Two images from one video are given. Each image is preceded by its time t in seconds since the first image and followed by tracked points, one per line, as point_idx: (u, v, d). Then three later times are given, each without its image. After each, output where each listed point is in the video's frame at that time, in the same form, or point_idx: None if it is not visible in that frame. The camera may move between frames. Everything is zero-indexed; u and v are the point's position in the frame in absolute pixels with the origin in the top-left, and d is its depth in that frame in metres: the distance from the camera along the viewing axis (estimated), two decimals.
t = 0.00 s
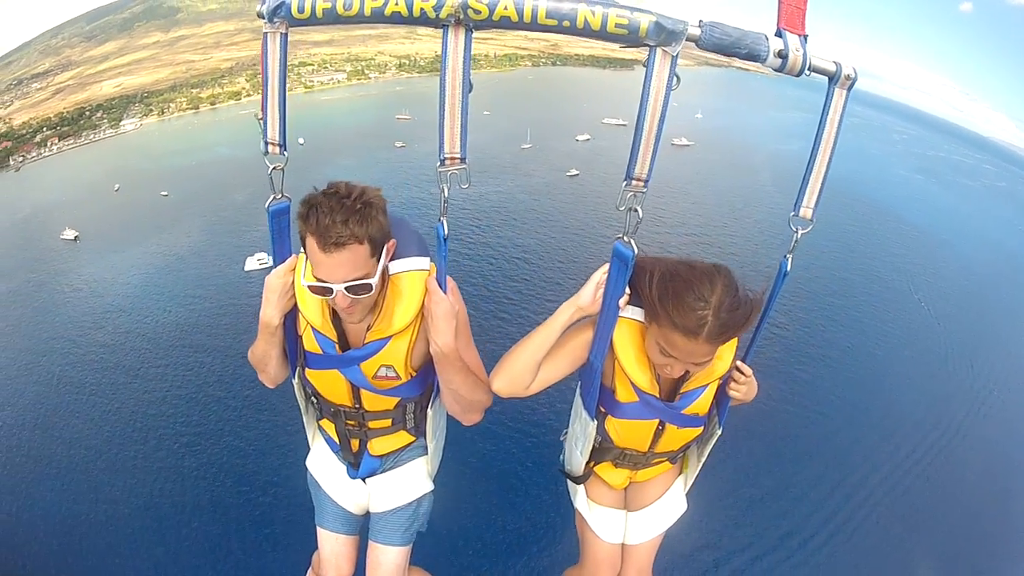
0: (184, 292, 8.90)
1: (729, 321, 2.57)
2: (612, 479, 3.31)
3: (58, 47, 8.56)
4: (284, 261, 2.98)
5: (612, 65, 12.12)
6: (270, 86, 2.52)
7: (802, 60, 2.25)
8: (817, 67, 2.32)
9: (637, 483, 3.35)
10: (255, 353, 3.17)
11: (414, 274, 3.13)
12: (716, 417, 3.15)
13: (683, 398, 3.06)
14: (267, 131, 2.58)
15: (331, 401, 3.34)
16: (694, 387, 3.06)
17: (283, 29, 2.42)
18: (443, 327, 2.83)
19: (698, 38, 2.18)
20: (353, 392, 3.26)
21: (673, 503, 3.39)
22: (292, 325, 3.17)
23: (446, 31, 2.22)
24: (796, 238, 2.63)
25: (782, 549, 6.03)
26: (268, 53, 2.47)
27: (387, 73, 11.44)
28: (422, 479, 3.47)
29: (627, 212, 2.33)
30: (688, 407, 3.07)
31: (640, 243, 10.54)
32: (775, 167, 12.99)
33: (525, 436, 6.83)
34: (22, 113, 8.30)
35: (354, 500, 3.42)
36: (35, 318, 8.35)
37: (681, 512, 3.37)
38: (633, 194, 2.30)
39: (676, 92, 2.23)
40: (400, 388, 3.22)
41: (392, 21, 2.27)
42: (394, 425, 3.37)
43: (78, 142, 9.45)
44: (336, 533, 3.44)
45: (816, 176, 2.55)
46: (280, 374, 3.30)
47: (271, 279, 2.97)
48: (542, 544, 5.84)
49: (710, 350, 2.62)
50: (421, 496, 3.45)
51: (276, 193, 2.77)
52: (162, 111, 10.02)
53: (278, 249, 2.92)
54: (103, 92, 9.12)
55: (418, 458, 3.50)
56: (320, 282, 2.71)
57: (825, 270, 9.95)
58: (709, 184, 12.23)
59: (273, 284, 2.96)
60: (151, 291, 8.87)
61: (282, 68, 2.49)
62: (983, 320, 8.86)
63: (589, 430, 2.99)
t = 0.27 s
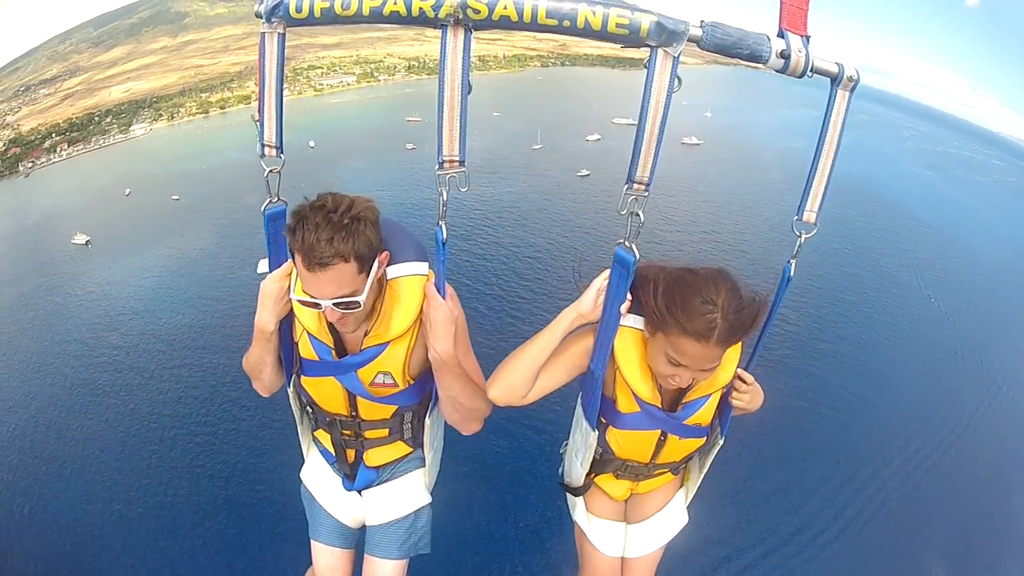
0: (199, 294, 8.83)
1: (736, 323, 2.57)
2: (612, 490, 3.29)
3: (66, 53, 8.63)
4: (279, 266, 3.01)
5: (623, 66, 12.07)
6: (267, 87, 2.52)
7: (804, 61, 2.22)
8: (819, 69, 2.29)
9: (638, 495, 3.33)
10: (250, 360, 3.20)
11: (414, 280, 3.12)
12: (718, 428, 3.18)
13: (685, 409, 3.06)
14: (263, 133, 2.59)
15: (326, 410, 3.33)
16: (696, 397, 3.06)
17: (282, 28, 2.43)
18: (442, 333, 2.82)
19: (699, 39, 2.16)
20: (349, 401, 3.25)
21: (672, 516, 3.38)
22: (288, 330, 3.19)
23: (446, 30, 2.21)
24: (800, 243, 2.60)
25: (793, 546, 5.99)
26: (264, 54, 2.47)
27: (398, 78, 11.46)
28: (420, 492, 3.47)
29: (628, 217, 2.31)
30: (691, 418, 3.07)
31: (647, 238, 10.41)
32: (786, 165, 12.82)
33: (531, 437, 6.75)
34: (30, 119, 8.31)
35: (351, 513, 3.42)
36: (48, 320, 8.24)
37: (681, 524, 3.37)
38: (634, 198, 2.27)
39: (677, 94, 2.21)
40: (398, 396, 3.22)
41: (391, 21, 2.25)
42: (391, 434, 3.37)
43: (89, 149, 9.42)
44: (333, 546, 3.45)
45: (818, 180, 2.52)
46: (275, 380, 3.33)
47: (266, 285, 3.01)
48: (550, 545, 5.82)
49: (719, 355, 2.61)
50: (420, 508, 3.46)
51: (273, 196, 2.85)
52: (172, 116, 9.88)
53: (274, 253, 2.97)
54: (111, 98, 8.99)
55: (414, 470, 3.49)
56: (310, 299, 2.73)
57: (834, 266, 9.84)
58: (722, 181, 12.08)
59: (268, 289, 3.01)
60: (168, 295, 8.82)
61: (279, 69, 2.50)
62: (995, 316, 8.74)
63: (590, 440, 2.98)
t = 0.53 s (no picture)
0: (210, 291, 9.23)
1: (724, 285, 2.69)
2: (612, 487, 3.32)
3: (72, 55, 8.89)
4: (278, 263, 3.04)
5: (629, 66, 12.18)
6: (267, 85, 2.54)
7: (803, 61, 2.23)
8: (819, 68, 2.29)
9: (638, 492, 3.35)
10: (250, 356, 3.22)
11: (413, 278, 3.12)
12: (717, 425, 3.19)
13: (684, 401, 3.09)
14: (263, 131, 2.60)
15: (326, 405, 3.35)
16: (694, 389, 3.10)
17: (282, 26, 2.45)
18: (439, 331, 2.82)
19: (698, 38, 2.16)
20: (348, 396, 3.26)
21: (671, 515, 3.37)
22: (288, 326, 3.22)
23: (445, 29, 2.22)
24: (798, 242, 2.60)
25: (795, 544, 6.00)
26: (265, 52, 2.49)
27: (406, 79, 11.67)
28: (420, 487, 3.47)
29: (627, 217, 2.31)
30: (691, 411, 3.09)
31: (654, 237, 10.43)
32: (796, 164, 12.63)
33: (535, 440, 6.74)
34: (36, 121, 8.39)
35: (350, 507, 3.43)
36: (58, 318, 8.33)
37: (679, 525, 3.35)
38: (633, 197, 2.28)
39: (676, 92, 2.22)
40: (397, 392, 3.24)
41: (391, 20, 2.26)
42: (391, 429, 3.38)
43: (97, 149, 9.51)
44: (333, 539, 3.47)
45: (818, 179, 2.52)
46: (276, 375, 3.36)
47: (266, 282, 3.03)
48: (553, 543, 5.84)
49: (716, 317, 2.68)
50: (419, 503, 3.46)
51: (273, 193, 2.87)
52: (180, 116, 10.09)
53: (274, 249, 2.99)
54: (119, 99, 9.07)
55: (413, 465, 3.50)
56: (338, 283, 2.74)
57: (841, 265, 9.83)
58: (731, 182, 11.96)
59: (268, 287, 3.03)
60: (178, 297, 8.60)
61: (279, 66, 2.52)
62: (1006, 318, 8.62)
63: (589, 436, 2.99)
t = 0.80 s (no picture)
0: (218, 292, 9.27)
1: (725, 265, 2.78)
2: (617, 494, 3.28)
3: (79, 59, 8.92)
4: (281, 266, 3.04)
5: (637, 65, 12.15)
6: (268, 87, 2.54)
7: (807, 61, 2.22)
8: (823, 69, 2.28)
9: (641, 499, 3.33)
10: (253, 357, 3.24)
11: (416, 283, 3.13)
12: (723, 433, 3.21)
13: (687, 404, 3.08)
14: (264, 132, 2.60)
15: (330, 406, 3.36)
16: (699, 392, 3.09)
17: (283, 28, 2.45)
18: (442, 335, 2.82)
19: (701, 39, 2.16)
20: (351, 399, 3.27)
21: (673, 522, 3.39)
22: (290, 328, 3.23)
23: (447, 30, 2.22)
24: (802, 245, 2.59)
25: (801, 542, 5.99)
26: (266, 54, 2.50)
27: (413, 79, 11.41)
28: (423, 486, 3.47)
29: (630, 219, 2.31)
30: (697, 415, 3.09)
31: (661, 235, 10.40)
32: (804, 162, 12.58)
33: (541, 441, 6.71)
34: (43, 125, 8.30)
35: (355, 504, 3.44)
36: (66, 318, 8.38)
37: (681, 532, 3.38)
38: (637, 198, 2.27)
39: (679, 93, 2.21)
40: (399, 396, 3.24)
41: (393, 21, 2.27)
42: (394, 432, 3.37)
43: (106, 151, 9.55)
44: (338, 536, 3.48)
45: (822, 180, 2.51)
46: (279, 377, 3.37)
47: (268, 285, 3.04)
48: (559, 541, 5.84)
49: (728, 294, 2.75)
50: (422, 501, 3.45)
51: (274, 195, 2.87)
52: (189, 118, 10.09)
53: (277, 252, 2.99)
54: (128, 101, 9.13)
55: (417, 464, 3.49)
56: (350, 285, 2.74)
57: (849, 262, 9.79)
58: (739, 181, 11.92)
59: (270, 289, 3.04)
60: (187, 298, 8.64)
61: (279, 68, 2.52)
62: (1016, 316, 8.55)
63: (591, 444, 3.01)
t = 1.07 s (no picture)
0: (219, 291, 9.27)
1: (727, 269, 2.78)
2: (618, 506, 3.26)
3: (82, 57, 8.83)
4: (277, 270, 3.02)
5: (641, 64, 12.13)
6: (266, 89, 2.53)
7: (809, 65, 2.20)
8: (825, 73, 2.26)
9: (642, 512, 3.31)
10: (249, 362, 3.21)
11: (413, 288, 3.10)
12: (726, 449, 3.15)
13: (688, 409, 3.05)
14: (261, 135, 2.59)
15: (326, 413, 3.34)
16: (699, 397, 3.06)
17: (281, 30, 2.44)
18: (439, 341, 2.80)
19: (702, 42, 2.14)
20: (348, 406, 3.25)
21: (675, 537, 3.37)
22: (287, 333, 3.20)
23: (445, 33, 2.20)
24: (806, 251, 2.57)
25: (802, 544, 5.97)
26: (263, 56, 2.48)
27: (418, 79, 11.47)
28: (420, 495, 3.46)
29: (631, 225, 2.28)
30: (699, 420, 3.07)
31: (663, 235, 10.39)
32: (807, 163, 12.54)
33: (541, 443, 6.68)
34: (47, 122, 8.21)
35: (349, 514, 3.44)
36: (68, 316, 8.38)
37: (683, 546, 3.36)
38: (638, 204, 2.24)
39: (680, 96, 2.19)
40: (396, 402, 3.22)
41: (391, 23, 2.25)
42: (390, 440, 3.35)
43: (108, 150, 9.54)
44: (333, 545, 3.48)
45: (825, 185, 2.48)
46: (275, 382, 3.34)
47: (264, 289, 3.01)
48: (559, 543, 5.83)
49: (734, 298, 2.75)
50: (417, 511, 3.45)
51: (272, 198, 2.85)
52: (192, 117, 10.08)
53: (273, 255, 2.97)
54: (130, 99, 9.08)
55: (413, 473, 3.47)
56: (342, 297, 2.72)
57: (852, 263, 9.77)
58: (743, 181, 11.87)
59: (266, 293, 3.02)
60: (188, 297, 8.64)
61: (277, 71, 2.50)
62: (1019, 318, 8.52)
63: (591, 453, 2.99)
